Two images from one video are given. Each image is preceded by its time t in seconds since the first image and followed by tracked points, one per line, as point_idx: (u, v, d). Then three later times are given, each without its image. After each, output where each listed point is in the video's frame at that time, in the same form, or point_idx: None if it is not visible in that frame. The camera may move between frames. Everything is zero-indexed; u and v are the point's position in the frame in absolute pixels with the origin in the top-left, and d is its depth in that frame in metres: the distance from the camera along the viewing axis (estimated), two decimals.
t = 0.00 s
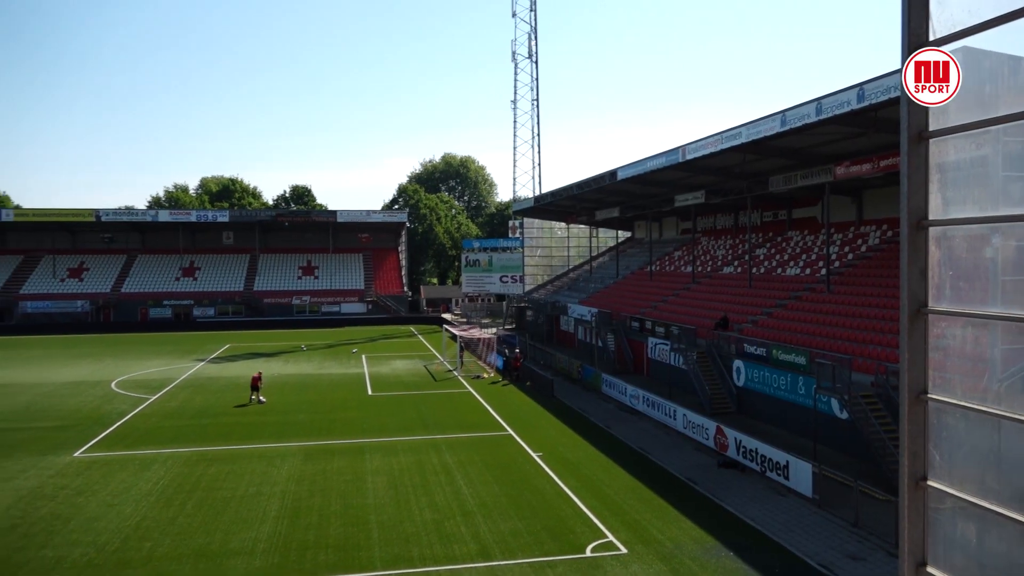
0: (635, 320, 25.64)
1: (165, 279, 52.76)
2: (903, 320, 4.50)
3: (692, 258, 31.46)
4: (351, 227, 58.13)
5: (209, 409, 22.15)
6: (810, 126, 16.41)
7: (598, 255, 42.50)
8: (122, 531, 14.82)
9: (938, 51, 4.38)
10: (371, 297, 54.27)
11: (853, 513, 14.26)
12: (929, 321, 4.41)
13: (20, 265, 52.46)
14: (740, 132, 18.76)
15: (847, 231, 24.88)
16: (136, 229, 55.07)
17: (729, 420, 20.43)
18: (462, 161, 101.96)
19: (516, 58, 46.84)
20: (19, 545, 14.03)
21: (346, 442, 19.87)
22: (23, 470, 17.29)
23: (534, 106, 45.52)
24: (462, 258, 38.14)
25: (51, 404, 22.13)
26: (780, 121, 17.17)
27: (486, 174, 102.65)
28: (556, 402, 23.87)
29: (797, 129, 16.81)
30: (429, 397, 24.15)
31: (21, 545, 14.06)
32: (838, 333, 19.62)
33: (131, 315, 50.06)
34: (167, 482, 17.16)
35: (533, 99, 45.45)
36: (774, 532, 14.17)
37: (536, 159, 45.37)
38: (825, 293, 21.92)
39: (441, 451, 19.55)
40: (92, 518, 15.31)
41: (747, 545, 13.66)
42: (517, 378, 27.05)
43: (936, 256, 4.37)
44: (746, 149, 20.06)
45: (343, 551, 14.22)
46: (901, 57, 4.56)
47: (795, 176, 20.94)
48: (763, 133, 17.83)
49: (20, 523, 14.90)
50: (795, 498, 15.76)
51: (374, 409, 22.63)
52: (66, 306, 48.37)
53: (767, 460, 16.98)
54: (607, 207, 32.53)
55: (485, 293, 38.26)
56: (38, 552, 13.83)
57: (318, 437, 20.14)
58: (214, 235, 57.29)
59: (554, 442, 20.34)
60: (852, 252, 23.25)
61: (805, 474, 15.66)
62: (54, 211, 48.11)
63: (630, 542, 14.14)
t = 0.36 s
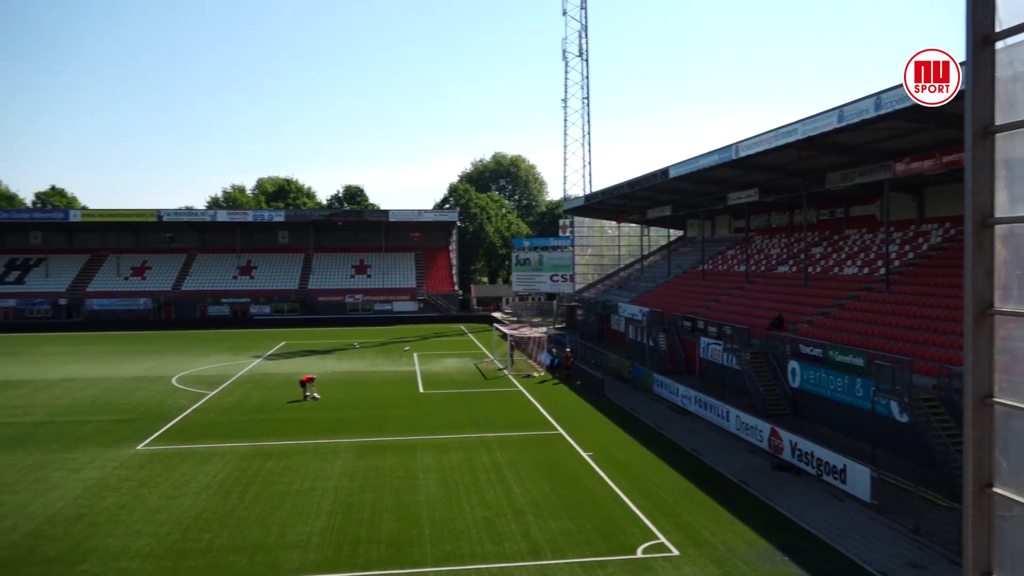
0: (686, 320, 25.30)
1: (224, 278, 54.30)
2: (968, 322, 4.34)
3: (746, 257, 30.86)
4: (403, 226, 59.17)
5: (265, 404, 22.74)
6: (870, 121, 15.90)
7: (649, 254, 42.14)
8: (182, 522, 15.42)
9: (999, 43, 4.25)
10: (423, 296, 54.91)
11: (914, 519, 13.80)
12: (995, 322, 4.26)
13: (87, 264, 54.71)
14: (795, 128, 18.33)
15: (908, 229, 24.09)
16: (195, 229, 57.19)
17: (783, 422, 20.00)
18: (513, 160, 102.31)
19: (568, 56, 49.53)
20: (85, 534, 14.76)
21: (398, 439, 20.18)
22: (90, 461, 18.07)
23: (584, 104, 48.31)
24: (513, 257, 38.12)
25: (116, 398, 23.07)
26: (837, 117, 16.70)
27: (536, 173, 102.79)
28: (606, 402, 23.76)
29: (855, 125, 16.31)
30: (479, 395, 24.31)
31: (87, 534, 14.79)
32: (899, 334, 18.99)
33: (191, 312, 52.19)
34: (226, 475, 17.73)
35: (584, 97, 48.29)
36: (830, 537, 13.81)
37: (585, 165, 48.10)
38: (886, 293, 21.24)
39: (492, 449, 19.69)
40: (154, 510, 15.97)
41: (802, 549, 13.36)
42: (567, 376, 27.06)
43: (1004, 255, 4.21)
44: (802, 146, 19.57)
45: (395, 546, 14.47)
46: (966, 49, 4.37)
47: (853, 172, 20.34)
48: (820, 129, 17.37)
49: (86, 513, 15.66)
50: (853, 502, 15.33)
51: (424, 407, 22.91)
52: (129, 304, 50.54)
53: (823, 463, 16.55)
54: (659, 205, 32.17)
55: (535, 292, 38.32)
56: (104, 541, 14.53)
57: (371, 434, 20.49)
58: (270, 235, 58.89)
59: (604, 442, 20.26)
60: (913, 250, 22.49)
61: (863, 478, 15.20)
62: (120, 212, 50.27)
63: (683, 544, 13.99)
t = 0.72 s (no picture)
0: (758, 320, 24.69)
1: (297, 275, 56.27)
2: None
3: (820, 256, 29.90)
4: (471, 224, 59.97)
5: (335, 400, 23.42)
6: (953, 114, 15.16)
7: (719, 252, 41.35)
8: (258, 513, 16.12)
9: None
10: (490, 294, 55.41)
11: (1000, 530, 13.10)
12: None
13: (169, 262, 57.45)
14: (873, 123, 17.65)
15: (995, 227, 22.87)
16: (270, 228, 59.39)
17: (859, 426, 19.30)
18: (580, 158, 101.87)
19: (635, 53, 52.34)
20: (168, 522, 15.62)
21: (465, 436, 20.45)
22: (171, 451, 18.96)
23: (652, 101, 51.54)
24: (580, 255, 38.64)
25: (195, 391, 24.18)
26: (918, 110, 15.99)
27: (604, 171, 102.18)
28: (674, 403, 23.45)
29: (937, 119, 15.61)
30: (545, 394, 24.38)
31: (171, 522, 15.66)
32: (984, 336, 18.07)
33: (266, 309, 53.19)
34: (299, 468, 18.36)
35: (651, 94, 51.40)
36: (909, 546, 13.26)
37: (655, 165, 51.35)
38: (970, 293, 20.23)
39: (558, 448, 19.73)
40: (232, 500, 16.73)
41: (879, 558, 12.87)
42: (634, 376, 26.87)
43: None
44: (880, 141, 18.83)
45: (462, 542, 14.71)
46: None
47: (935, 167, 19.45)
48: (899, 123, 16.67)
49: (169, 502, 16.54)
50: (933, 511, 14.67)
51: (489, 404, 23.15)
52: (209, 301, 52.81)
53: (901, 470, 15.88)
54: (729, 203, 31.50)
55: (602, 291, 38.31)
56: (185, 529, 15.37)
57: (439, 430, 20.84)
58: (341, 233, 60.66)
59: (672, 443, 20.01)
60: (1000, 249, 21.34)
61: (945, 486, 14.53)
62: (201, 212, 52.73)
63: (753, 549, 13.70)
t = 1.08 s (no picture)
0: (849, 321, 23.79)
1: (382, 275, 57.44)
2: None
3: (916, 255, 28.57)
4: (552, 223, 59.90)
5: (419, 396, 23.84)
6: None
7: (807, 251, 40.11)
8: (343, 505, 16.58)
9: None
10: (570, 293, 55.12)
11: None
12: None
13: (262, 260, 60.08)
14: (974, 115, 16.71)
15: None
16: (356, 228, 61.06)
17: (959, 433, 18.33)
18: (662, 156, 100.63)
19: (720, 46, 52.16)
20: (260, 511, 16.27)
21: (545, 434, 20.48)
22: (263, 442, 19.73)
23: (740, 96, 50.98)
24: (662, 254, 38.02)
25: (285, 385, 25.10)
26: None
27: (686, 168, 100.78)
28: (759, 405, 22.90)
29: None
30: (625, 394, 24.18)
31: (262, 511, 16.30)
32: None
33: (352, 306, 54.58)
34: (383, 462, 18.78)
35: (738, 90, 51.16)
36: (1013, 562, 12.52)
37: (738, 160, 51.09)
38: None
39: (639, 448, 19.52)
40: (319, 491, 17.27)
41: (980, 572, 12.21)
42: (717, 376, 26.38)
43: None
44: (984, 133, 17.79)
45: (542, 540, 14.72)
46: None
47: None
48: (1004, 114, 15.68)
49: (259, 491, 17.21)
50: None
51: (569, 403, 23.12)
52: (297, 298, 54.60)
53: (1005, 480, 15.02)
54: (818, 200, 30.50)
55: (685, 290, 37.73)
56: (275, 518, 15.97)
57: (519, 428, 20.96)
58: (424, 232, 61.72)
59: (757, 446, 19.51)
60: None
61: None
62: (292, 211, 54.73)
63: (843, 557, 13.22)
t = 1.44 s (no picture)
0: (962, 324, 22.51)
1: (475, 273, 59.09)
2: None
3: None
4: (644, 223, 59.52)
5: (511, 394, 24.02)
6: None
7: (916, 250, 38.19)
8: (437, 500, 16.85)
9: None
10: (664, 293, 53.97)
11: None
12: None
13: (360, 258, 62.83)
14: None
15: None
16: (450, 228, 63.12)
17: None
18: (759, 152, 98.30)
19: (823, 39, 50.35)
20: (356, 503, 16.72)
21: (638, 435, 20.28)
22: (360, 436, 20.27)
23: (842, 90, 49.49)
24: (760, 254, 39.91)
25: (381, 381, 25.74)
26: None
27: (785, 164, 97.96)
28: (863, 411, 22.00)
29: None
30: (719, 396, 23.69)
31: (358, 503, 16.75)
32: None
33: (446, 305, 55.75)
34: (475, 459, 18.98)
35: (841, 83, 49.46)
36: None
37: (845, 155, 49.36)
38: None
39: (735, 452, 19.08)
40: (414, 486, 17.60)
41: None
42: (817, 379, 25.66)
43: None
44: None
45: (634, 542, 14.55)
46: None
47: None
48: None
49: (356, 483, 17.70)
50: None
51: (661, 404, 22.81)
52: (393, 296, 56.15)
53: None
54: (928, 196, 29.02)
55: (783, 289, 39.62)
56: (371, 510, 16.37)
57: (612, 428, 20.83)
58: (517, 232, 62.96)
59: (860, 454, 18.72)
60: None
61: None
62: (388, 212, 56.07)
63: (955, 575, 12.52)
